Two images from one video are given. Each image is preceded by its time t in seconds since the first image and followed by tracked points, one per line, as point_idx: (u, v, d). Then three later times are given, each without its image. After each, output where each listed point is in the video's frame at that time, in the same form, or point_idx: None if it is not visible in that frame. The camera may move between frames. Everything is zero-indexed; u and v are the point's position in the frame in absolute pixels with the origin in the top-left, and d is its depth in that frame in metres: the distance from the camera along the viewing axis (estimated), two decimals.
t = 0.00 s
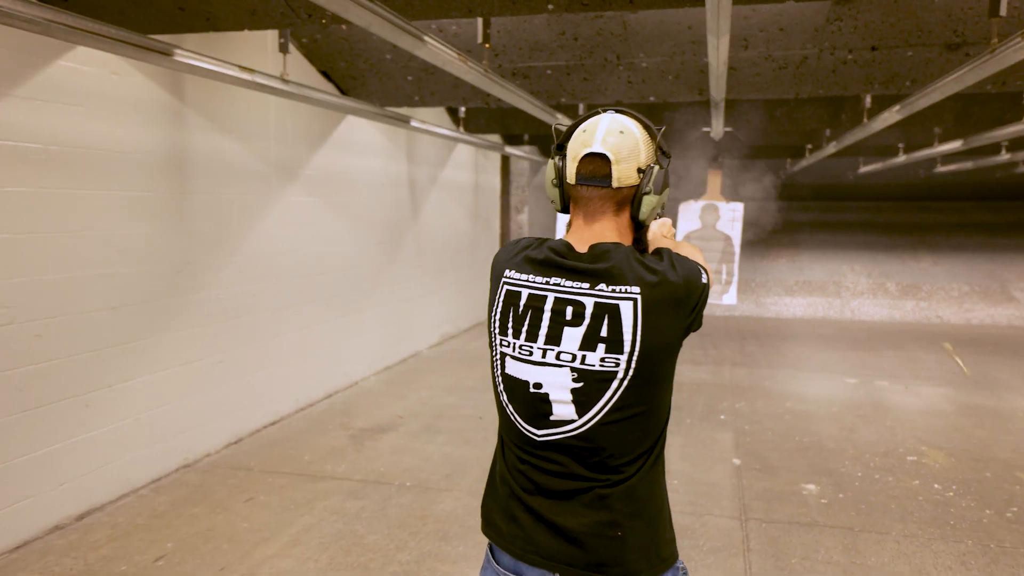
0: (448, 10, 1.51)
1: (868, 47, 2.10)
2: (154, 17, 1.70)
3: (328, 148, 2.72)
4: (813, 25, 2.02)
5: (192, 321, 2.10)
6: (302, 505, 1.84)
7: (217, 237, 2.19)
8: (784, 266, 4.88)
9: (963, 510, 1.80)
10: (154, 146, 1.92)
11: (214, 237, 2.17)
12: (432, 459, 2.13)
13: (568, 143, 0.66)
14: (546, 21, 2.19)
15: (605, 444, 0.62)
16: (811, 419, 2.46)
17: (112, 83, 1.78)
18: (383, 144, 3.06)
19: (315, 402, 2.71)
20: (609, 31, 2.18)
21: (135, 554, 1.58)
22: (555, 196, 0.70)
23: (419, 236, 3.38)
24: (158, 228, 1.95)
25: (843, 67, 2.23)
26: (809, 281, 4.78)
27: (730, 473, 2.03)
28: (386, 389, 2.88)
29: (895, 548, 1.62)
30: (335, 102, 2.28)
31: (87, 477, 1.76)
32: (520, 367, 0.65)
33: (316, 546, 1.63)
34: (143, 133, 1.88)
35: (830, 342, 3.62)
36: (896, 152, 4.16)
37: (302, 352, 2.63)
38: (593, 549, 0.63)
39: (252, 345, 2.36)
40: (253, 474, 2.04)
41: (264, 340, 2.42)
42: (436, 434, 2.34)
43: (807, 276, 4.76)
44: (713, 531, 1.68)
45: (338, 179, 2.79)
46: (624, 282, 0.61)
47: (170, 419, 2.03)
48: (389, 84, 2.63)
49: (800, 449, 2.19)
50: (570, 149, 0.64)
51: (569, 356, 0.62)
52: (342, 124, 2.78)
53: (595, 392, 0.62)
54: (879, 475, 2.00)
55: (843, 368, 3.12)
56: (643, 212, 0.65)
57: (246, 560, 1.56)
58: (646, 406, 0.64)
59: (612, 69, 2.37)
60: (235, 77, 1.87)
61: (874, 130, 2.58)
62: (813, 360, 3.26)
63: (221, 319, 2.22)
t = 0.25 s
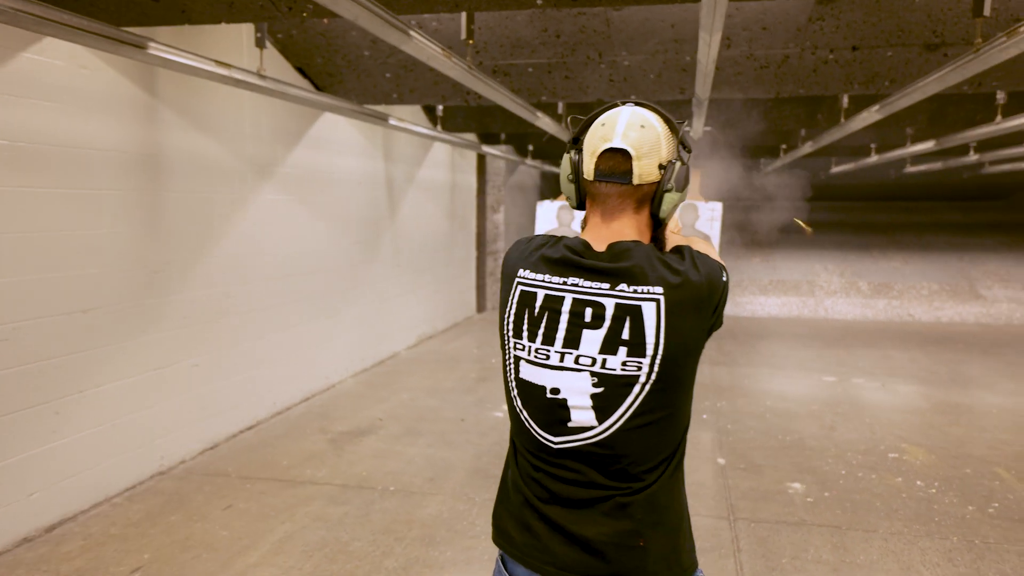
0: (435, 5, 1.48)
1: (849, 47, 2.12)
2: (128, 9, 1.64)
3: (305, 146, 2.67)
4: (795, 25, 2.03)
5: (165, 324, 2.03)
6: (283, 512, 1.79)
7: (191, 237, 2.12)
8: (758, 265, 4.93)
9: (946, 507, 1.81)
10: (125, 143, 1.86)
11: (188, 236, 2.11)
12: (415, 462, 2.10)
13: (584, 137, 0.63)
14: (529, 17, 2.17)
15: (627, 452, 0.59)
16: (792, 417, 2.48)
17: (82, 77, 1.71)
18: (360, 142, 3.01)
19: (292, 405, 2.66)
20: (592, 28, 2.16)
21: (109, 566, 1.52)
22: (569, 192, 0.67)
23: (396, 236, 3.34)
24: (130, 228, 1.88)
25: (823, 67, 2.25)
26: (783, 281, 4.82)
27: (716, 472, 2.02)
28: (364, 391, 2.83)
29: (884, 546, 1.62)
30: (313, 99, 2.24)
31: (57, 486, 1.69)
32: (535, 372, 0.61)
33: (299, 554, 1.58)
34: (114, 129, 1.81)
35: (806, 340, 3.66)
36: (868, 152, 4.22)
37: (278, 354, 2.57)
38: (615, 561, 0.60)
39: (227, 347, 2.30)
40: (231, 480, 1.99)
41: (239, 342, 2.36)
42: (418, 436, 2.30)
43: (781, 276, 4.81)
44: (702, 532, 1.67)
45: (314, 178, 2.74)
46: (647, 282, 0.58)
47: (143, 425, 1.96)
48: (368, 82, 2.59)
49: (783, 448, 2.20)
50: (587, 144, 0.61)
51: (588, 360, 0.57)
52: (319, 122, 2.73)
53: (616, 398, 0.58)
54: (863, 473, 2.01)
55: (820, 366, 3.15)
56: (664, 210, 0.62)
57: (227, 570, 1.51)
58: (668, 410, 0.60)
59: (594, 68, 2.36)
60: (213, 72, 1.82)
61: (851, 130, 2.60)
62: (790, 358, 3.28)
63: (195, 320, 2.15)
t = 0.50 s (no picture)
0: None
1: (830, 47, 2.13)
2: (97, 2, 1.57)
3: (280, 145, 2.61)
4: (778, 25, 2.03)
5: (136, 328, 1.96)
6: (263, 521, 1.74)
7: (163, 238, 2.06)
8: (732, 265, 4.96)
9: (931, 505, 1.82)
10: (93, 141, 1.79)
11: (160, 238, 2.04)
12: (398, 467, 2.06)
13: (603, 135, 0.60)
14: (511, 15, 2.14)
15: (651, 462, 0.56)
16: (773, 416, 2.49)
17: (47, 72, 1.64)
18: (337, 142, 2.96)
19: (268, 410, 2.60)
20: (575, 26, 2.14)
21: None
22: (586, 191, 0.64)
23: (372, 236, 3.29)
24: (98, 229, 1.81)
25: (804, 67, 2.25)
26: (758, 280, 4.83)
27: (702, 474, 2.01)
28: (342, 395, 2.78)
29: (873, 546, 1.62)
30: (289, 96, 2.19)
31: (24, 499, 1.62)
32: (554, 379, 0.58)
33: (281, 565, 1.53)
34: (83, 127, 1.75)
35: (782, 339, 3.68)
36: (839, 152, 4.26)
37: (253, 358, 2.51)
38: None
39: (200, 351, 2.23)
40: (208, 489, 1.93)
41: (213, 347, 2.29)
42: (399, 441, 2.26)
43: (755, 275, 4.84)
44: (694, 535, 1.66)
45: (289, 177, 2.68)
46: (672, 284, 0.55)
47: (114, 433, 1.90)
48: (344, 79, 2.54)
49: (767, 447, 2.20)
50: (607, 142, 0.58)
51: (611, 367, 0.54)
52: (294, 120, 2.67)
53: (639, 406, 0.55)
54: (847, 472, 2.02)
55: (798, 365, 3.17)
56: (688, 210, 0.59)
57: None
58: (692, 419, 0.58)
59: (575, 66, 2.33)
60: (187, 67, 1.76)
61: (829, 130, 2.61)
62: (768, 358, 3.30)
63: (168, 325, 2.09)
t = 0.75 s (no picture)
0: None
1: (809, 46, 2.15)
2: None
3: (252, 142, 2.54)
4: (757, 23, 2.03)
5: (102, 331, 1.88)
6: (239, 529, 1.68)
7: (131, 238, 1.99)
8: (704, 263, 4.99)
9: (911, 501, 1.83)
10: (57, 136, 1.71)
11: (128, 237, 1.97)
12: (377, 471, 2.01)
13: (615, 129, 0.57)
14: (490, 11, 2.10)
15: (671, 471, 0.53)
16: (752, 415, 2.50)
17: (8, 63, 1.56)
18: (310, 139, 2.90)
19: (241, 413, 2.53)
20: (555, 22, 2.11)
21: None
22: (595, 189, 0.61)
23: (345, 235, 3.23)
24: (62, 228, 1.74)
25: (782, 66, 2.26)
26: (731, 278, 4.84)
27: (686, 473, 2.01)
28: (317, 398, 2.73)
29: (857, 543, 1.62)
30: (262, 91, 2.13)
31: None
32: (567, 386, 0.54)
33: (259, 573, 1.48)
34: (46, 121, 1.68)
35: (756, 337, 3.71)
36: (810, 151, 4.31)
37: (225, 361, 2.44)
38: None
39: (170, 354, 2.17)
40: (181, 496, 1.87)
41: (182, 349, 2.22)
42: (377, 444, 2.22)
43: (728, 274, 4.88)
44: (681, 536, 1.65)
45: (261, 175, 2.61)
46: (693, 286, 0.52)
47: (81, 439, 1.83)
48: (318, 75, 2.49)
49: (747, 446, 2.20)
50: (622, 137, 0.55)
51: (630, 374, 0.51)
52: (266, 116, 2.61)
53: (660, 413, 0.52)
54: (827, 470, 2.03)
55: (773, 363, 3.19)
56: (705, 208, 0.57)
57: None
58: (711, 426, 0.55)
59: (555, 64, 2.32)
60: (157, 60, 1.70)
61: (804, 129, 2.64)
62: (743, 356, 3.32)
63: (137, 327, 2.02)
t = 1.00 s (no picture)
0: None
1: (788, 46, 2.16)
2: None
3: (224, 140, 2.49)
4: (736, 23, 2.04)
5: (67, 334, 1.81)
6: (216, 537, 1.63)
7: (98, 238, 1.92)
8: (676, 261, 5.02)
9: (891, 496, 1.85)
10: (19, 132, 1.64)
11: (95, 238, 1.91)
12: (356, 475, 1.98)
13: (633, 125, 0.55)
14: (468, 8, 2.06)
15: (696, 478, 0.51)
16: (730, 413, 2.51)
17: None
18: (283, 137, 2.85)
19: (213, 417, 2.47)
20: (534, 20, 2.09)
21: None
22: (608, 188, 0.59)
23: (318, 234, 3.18)
24: (24, 228, 1.67)
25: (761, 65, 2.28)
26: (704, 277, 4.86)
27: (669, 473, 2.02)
28: (292, 400, 2.67)
29: (841, 539, 1.62)
30: (233, 86, 2.08)
31: None
32: (586, 392, 0.52)
33: None
34: (8, 116, 1.60)
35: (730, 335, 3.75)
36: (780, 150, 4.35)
37: (196, 364, 2.38)
38: None
39: (140, 358, 2.10)
40: (154, 505, 1.81)
41: (152, 353, 2.16)
42: (356, 448, 2.18)
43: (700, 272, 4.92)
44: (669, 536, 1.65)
45: (233, 174, 2.56)
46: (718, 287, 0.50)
47: (48, 448, 1.76)
48: (292, 72, 2.45)
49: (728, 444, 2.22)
50: (642, 134, 0.53)
51: (655, 379, 0.49)
52: (237, 113, 2.55)
53: (686, 419, 0.50)
54: (807, 466, 2.04)
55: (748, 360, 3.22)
56: (725, 208, 0.55)
57: None
58: (736, 431, 0.53)
59: (534, 61, 2.30)
60: (127, 54, 1.65)
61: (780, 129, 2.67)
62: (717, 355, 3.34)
63: (104, 330, 1.95)
